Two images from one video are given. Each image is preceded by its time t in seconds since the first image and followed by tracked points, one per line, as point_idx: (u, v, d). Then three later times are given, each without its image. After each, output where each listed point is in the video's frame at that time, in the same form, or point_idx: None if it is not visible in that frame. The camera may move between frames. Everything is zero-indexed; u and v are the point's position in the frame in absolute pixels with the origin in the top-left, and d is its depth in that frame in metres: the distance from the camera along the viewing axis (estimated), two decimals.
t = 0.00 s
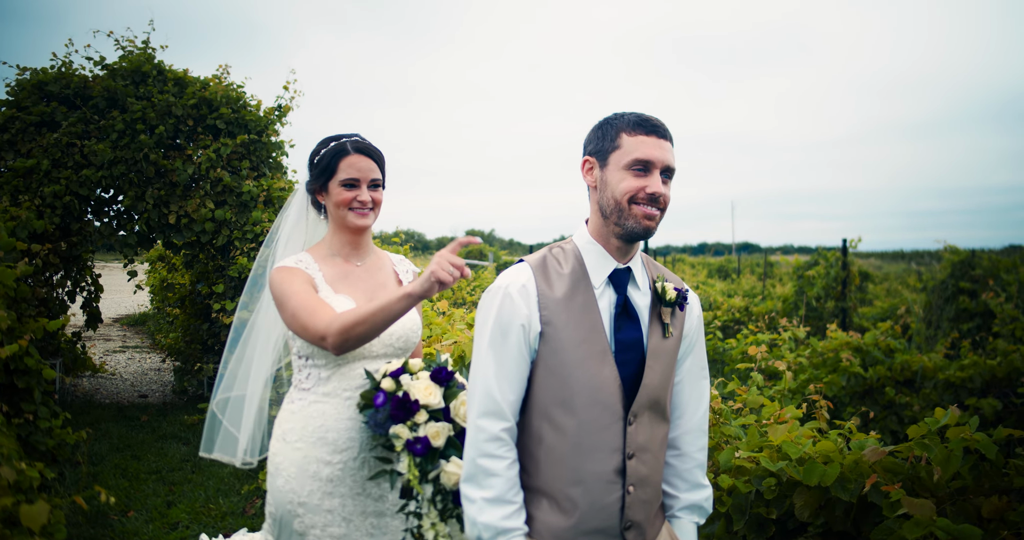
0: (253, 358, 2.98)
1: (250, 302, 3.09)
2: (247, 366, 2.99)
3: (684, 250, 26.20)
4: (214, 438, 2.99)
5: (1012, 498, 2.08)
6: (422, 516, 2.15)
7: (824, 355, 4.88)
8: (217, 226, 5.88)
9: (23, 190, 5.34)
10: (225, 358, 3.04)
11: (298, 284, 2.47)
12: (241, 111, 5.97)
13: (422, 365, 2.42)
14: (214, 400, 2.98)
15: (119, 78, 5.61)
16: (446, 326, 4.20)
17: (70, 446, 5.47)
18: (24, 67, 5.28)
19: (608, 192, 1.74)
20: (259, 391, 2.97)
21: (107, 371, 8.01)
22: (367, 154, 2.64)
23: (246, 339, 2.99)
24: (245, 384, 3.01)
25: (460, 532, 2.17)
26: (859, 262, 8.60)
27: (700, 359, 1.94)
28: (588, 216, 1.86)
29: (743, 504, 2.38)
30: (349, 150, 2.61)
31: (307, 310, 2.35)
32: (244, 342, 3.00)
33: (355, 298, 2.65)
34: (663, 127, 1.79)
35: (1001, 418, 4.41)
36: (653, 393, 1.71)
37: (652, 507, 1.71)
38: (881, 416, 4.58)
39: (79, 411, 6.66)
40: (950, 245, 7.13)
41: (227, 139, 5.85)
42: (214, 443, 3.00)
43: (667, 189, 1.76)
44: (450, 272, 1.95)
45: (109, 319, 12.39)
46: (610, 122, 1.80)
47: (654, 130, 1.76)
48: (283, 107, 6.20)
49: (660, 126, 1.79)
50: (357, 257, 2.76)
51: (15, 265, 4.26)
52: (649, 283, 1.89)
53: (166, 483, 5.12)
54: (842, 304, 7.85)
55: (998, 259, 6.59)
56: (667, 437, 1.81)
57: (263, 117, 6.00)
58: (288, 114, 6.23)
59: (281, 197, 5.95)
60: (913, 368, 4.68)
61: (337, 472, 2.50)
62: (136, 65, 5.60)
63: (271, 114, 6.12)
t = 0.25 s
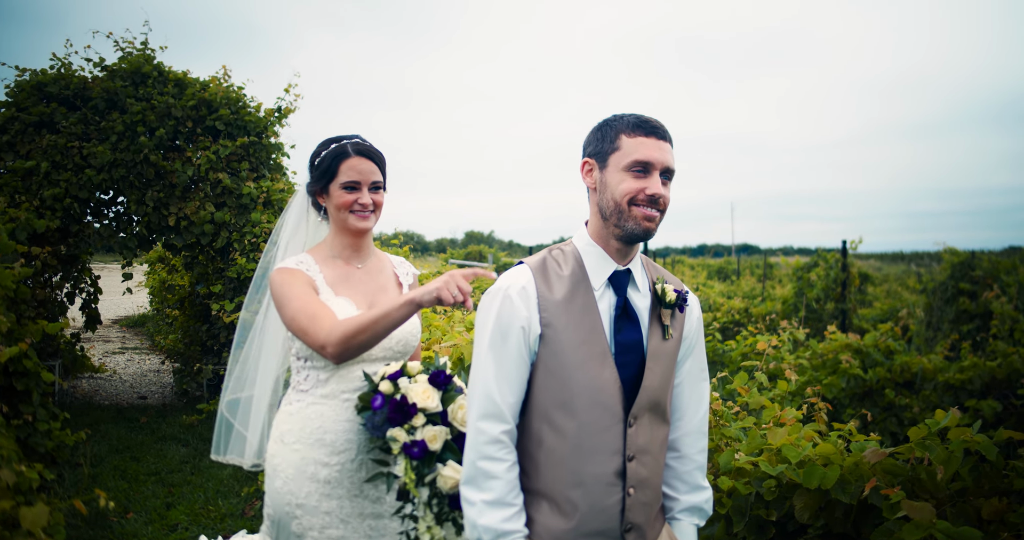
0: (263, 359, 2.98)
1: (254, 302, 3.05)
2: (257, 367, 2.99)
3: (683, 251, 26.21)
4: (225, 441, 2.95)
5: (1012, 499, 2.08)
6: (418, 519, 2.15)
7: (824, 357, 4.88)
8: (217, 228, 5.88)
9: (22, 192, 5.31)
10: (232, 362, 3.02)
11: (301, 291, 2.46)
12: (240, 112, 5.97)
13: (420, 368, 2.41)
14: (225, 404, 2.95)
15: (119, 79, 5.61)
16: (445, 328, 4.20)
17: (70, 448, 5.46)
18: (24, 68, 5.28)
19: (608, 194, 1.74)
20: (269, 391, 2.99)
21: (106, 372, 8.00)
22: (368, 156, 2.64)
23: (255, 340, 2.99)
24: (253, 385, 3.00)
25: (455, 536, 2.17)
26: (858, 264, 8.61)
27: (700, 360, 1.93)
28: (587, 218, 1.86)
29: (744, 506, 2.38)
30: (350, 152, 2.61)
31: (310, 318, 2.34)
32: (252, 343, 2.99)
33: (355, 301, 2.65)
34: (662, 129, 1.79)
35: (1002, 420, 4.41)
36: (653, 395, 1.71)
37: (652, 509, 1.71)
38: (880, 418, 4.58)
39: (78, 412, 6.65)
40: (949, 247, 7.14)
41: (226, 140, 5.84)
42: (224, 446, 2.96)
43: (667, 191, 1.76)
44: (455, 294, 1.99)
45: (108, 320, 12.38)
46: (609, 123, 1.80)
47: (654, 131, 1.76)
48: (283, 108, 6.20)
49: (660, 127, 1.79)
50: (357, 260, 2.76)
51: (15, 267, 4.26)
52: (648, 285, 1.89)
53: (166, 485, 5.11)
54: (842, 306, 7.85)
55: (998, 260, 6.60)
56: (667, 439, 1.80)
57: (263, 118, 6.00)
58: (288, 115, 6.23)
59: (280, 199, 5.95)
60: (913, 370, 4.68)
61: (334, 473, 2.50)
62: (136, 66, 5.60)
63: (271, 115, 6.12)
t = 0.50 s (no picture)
0: (265, 363, 2.98)
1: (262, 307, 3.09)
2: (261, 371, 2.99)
3: (683, 253, 26.23)
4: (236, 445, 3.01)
5: (1012, 501, 2.08)
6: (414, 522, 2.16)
7: (823, 358, 4.89)
8: (217, 230, 5.88)
9: (22, 194, 5.30)
10: (240, 368, 3.04)
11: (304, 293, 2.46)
12: (240, 114, 5.98)
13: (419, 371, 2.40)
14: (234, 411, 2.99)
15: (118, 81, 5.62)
16: (445, 329, 4.21)
17: (70, 450, 5.46)
18: (23, 70, 5.28)
19: (609, 196, 1.74)
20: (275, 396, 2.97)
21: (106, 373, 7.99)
22: (368, 159, 2.64)
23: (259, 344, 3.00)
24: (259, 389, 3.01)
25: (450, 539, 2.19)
26: (858, 265, 8.62)
27: (701, 362, 1.94)
28: (588, 220, 1.86)
29: (743, 508, 2.38)
30: (350, 154, 2.61)
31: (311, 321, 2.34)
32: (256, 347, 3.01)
33: (356, 305, 2.65)
34: (662, 131, 1.80)
35: (1002, 421, 4.42)
36: (653, 397, 1.71)
37: (652, 511, 1.71)
38: (880, 419, 4.58)
39: (78, 414, 6.65)
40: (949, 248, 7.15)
41: (226, 142, 5.84)
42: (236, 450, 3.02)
43: (667, 194, 1.76)
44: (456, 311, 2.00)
45: (108, 322, 12.37)
46: (610, 125, 1.81)
47: (654, 133, 1.77)
48: (282, 110, 6.20)
49: (660, 129, 1.79)
50: (358, 263, 2.76)
51: (14, 268, 4.26)
52: (649, 287, 1.89)
53: (166, 486, 5.10)
54: (841, 307, 7.85)
55: (997, 262, 6.61)
56: (667, 441, 1.80)
57: (262, 120, 6.01)
58: (288, 117, 6.24)
59: (280, 200, 5.96)
60: (913, 372, 4.68)
61: (333, 475, 2.49)
62: (136, 68, 5.60)
63: (271, 117, 6.12)
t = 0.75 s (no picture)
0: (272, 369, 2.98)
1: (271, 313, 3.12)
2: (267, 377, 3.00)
3: (683, 254, 26.24)
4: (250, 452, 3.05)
5: (1013, 503, 2.08)
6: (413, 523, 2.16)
7: (824, 360, 4.89)
8: (217, 231, 5.88)
9: (23, 196, 5.31)
10: (249, 376, 3.06)
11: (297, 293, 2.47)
12: (241, 115, 5.98)
13: (418, 372, 2.40)
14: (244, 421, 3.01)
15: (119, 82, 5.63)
16: (446, 330, 4.21)
17: (70, 451, 5.46)
18: (24, 72, 5.29)
19: (612, 198, 1.75)
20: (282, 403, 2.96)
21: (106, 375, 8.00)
22: (365, 157, 2.66)
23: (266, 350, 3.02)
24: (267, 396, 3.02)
25: None
26: (858, 266, 8.62)
27: (703, 364, 1.94)
28: (590, 222, 1.87)
29: (744, 509, 2.38)
30: (346, 153, 2.62)
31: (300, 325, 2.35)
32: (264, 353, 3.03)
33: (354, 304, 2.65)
34: (665, 133, 1.80)
35: (1002, 423, 4.42)
36: (655, 399, 1.71)
37: (654, 513, 1.71)
38: (881, 420, 4.58)
39: (78, 415, 6.65)
40: (949, 250, 7.15)
41: (226, 143, 5.85)
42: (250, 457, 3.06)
43: (670, 196, 1.77)
44: (428, 268, 1.98)
45: (108, 324, 12.37)
46: (612, 128, 1.82)
47: (657, 135, 1.77)
48: (283, 111, 6.21)
49: (662, 131, 1.80)
50: (357, 262, 2.76)
51: (15, 270, 4.26)
52: (651, 288, 1.90)
53: (166, 487, 5.10)
54: (841, 309, 7.85)
55: (997, 263, 6.62)
56: (669, 442, 1.81)
57: (263, 121, 6.01)
58: (289, 119, 6.24)
59: (281, 201, 5.97)
60: (913, 373, 4.69)
61: (332, 477, 2.50)
62: (136, 69, 5.62)
63: (272, 118, 6.13)
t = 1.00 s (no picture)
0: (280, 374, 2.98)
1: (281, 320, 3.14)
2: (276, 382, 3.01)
3: (684, 255, 26.23)
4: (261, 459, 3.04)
5: (1015, 504, 2.08)
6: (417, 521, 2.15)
7: (825, 361, 4.89)
8: (219, 231, 5.88)
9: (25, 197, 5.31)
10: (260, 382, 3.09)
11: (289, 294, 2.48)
12: (242, 116, 5.99)
13: (419, 369, 2.42)
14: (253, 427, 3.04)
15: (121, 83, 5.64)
16: (447, 330, 4.22)
17: (71, 451, 5.46)
18: (26, 72, 5.30)
19: (615, 199, 1.75)
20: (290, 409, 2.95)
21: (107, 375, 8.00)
22: (362, 155, 2.67)
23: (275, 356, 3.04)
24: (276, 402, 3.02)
25: None
26: (859, 267, 8.61)
27: (706, 365, 1.94)
28: (594, 223, 1.87)
29: (746, 510, 2.37)
30: (343, 152, 2.63)
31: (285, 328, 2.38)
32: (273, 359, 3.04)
33: (351, 302, 2.65)
34: (668, 134, 1.81)
35: (1004, 424, 4.41)
36: (658, 400, 1.72)
37: (657, 514, 1.72)
38: (882, 422, 4.58)
39: (80, 415, 6.65)
40: (950, 251, 7.15)
41: (227, 143, 5.85)
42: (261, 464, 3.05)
43: (674, 197, 1.77)
44: (348, 227, 2.01)
45: (110, 324, 12.39)
46: (616, 129, 1.82)
47: (660, 136, 1.78)
48: (284, 112, 6.21)
49: (666, 133, 1.80)
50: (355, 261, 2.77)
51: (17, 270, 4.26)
52: (655, 289, 1.90)
53: (167, 488, 5.10)
54: (843, 310, 7.84)
55: (999, 264, 6.61)
56: (672, 443, 1.81)
57: (264, 122, 6.02)
58: (290, 119, 6.25)
59: (281, 202, 5.96)
60: (914, 374, 4.69)
61: (335, 478, 2.50)
62: (138, 70, 5.63)
63: (273, 119, 6.14)
